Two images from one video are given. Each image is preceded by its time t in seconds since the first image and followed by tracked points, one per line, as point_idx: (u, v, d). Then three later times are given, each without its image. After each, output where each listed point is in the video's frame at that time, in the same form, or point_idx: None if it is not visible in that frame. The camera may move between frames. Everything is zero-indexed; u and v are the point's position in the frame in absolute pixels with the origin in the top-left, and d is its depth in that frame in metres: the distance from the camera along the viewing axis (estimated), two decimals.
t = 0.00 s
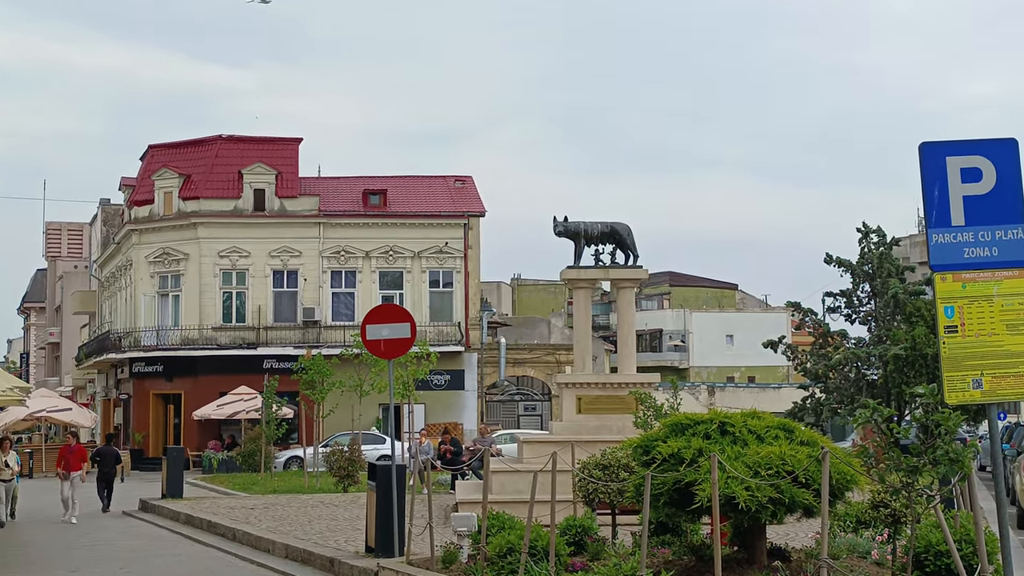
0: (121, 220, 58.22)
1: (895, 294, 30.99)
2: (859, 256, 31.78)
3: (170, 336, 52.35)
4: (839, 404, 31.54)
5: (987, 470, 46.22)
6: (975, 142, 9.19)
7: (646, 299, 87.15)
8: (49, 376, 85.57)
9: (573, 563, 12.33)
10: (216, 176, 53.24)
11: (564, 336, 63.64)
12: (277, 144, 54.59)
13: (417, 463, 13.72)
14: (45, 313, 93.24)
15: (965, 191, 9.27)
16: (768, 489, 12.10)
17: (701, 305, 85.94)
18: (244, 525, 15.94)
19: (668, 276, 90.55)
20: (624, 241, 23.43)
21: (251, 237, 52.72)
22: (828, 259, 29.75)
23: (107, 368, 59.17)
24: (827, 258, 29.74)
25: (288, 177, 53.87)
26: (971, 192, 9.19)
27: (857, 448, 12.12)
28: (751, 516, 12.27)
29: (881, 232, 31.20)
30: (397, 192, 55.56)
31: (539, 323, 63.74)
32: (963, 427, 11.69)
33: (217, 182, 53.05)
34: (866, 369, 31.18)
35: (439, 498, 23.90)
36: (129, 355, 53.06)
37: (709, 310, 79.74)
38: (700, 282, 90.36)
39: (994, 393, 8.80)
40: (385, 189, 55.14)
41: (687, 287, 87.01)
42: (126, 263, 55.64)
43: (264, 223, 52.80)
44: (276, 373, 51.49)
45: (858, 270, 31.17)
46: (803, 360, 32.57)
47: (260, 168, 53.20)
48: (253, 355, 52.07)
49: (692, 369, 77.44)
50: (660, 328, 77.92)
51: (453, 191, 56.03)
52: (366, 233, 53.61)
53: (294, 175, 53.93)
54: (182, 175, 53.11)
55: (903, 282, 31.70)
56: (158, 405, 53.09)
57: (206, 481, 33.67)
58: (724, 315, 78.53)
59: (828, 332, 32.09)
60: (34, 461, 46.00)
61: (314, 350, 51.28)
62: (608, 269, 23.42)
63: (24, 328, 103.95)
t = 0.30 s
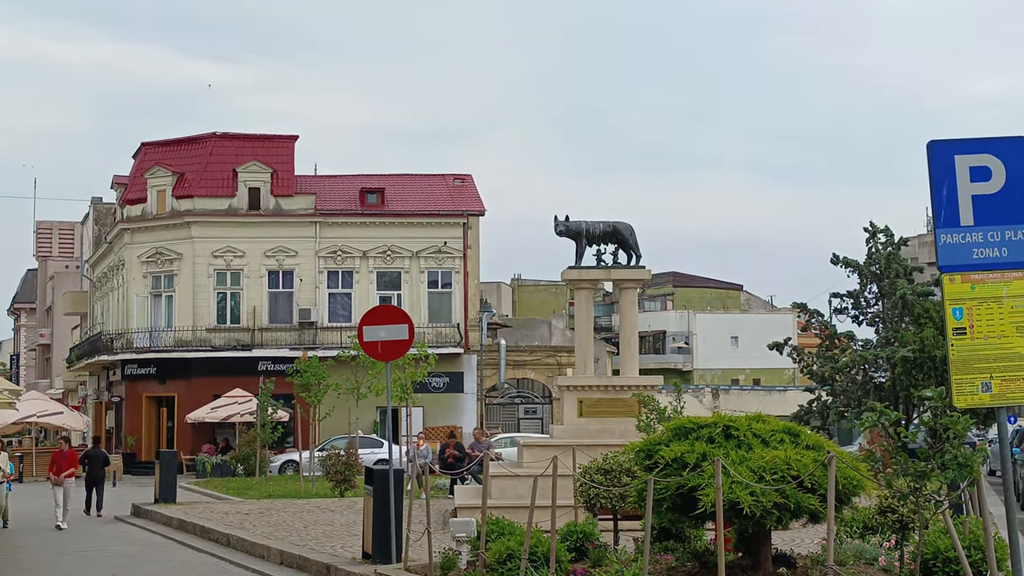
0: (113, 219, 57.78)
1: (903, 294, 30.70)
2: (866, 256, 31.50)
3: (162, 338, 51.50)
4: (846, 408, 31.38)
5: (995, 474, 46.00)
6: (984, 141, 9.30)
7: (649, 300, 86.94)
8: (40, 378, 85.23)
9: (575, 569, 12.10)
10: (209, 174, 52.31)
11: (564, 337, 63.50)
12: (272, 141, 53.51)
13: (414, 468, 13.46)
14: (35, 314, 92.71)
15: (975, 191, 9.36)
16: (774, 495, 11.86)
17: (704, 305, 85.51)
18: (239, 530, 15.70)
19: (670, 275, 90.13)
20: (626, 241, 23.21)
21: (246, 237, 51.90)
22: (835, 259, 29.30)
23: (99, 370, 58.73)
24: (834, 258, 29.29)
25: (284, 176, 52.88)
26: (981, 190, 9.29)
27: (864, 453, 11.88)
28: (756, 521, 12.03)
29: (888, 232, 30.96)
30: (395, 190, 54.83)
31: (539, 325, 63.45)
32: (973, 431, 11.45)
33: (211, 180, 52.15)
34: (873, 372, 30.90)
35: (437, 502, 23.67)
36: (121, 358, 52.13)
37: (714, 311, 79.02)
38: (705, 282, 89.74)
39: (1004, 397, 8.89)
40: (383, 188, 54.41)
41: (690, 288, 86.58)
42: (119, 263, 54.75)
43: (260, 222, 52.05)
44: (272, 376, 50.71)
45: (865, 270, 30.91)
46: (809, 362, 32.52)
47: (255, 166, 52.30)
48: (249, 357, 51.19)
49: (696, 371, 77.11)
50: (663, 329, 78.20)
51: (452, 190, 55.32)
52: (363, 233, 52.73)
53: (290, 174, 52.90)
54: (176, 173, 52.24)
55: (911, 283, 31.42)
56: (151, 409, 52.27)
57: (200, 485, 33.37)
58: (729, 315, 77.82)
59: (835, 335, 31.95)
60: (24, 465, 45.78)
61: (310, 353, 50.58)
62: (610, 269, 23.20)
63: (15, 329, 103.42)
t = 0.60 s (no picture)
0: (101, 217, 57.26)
1: (914, 295, 31.04)
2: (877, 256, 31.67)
3: (151, 339, 50.97)
4: (854, 411, 31.17)
5: (1009, 479, 45.37)
6: (996, 137, 9.26)
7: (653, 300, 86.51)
8: (25, 380, 84.69)
9: None
10: (200, 171, 52.06)
11: (566, 338, 62.85)
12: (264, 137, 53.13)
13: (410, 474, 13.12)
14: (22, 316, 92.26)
15: (986, 188, 9.34)
16: (780, 500, 11.55)
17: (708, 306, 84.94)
18: (230, 537, 15.36)
19: (675, 276, 89.66)
20: (628, 239, 22.89)
21: (237, 235, 51.44)
22: (841, 259, 29.09)
23: (86, 373, 58.23)
24: (841, 258, 29.08)
25: (277, 172, 52.45)
26: (993, 188, 9.27)
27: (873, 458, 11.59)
28: (763, 528, 11.73)
29: (898, 230, 30.92)
30: (390, 187, 54.46)
31: (539, 326, 63.00)
32: (986, 437, 11.23)
33: (201, 177, 51.87)
34: (883, 374, 31.16)
35: (433, 508, 23.35)
36: (108, 360, 51.80)
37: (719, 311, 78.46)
38: (709, 281, 89.18)
39: (1016, 400, 8.94)
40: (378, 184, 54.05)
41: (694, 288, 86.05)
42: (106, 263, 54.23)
43: (252, 220, 51.58)
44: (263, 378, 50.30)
45: (875, 269, 31.25)
46: (817, 364, 32.28)
47: (247, 162, 51.93)
48: (240, 359, 50.79)
49: (700, 373, 76.50)
50: (667, 330, 77.87)
51: (449, 186, 54.93)
52: (358, 232, 52.32)
53: (283, 170, 52.46)
54: (165, 170, 51.90)
55: (921, 282, 31.81)
56: (139, 411, 51.92)
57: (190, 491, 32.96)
58: (734, 316, 77.34)
59: (844, 336, 31.76)
60: (8, 471, 45.41)
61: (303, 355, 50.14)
62: (612, 268, 22.90)
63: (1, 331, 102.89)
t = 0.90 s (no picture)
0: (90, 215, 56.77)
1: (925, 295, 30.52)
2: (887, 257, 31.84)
3: (142, 341, 50.71)
4: (863, 417, 30.75)
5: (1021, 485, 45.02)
6: (1008, 138, 9.99)
7: (657, 302, 86.17)
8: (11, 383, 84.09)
9: None
10: (192, 169, 51.55)
11: (567, 340, 62.41)
12: (259, 134, 52.71)
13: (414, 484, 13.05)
14: (8, 315, 91.68)
15: (999, 187, 10.06)
16: (787, 507, 11.37)
17: (713, 308, 84.63)
18: (223, 544, 15.05)
19: (679, 275, 89.33)
20: (632, 238, 22.55)
21: (229, 234, 51.17)
22: (853, 260, 28.54)
23: (74, 375, 57.77)
24: (852, 258, 28.53)
25: (270, 169, 52.06)
26: (1004, 188, 10.00)
27: (881, 463, 11.30)
28: (769, 536, 11.54)
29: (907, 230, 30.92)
30: (387, 185, 54.08)
31: (540, 328, 62.72)
32: (997, 441, 10.82)
33: (193, 175, 51.36)
34: (893, 378, 30.41)
35: (432, 515, 23.06)
36: (99, 362, 51.62)
37: (724, 314, 78.12)
38: (715, 281, 88.80)
39: None
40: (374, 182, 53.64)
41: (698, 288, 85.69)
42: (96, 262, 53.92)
43: (244, 219, 51.28)
44: (256, 381, 49.97)
45: (885, 268, 31.04)
46: (824, 367, 31.85)
47: (239, 159, 51.49)
48: (233, 361, 50.42)
49: (705, 377, 76.33)
50: (672, 332, 77.23)
51: (447, 183, 54.46)
52: (353, 231, 52.00)
53: (277, 168, 52.06)
54: (157, 168, 51.40)
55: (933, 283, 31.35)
56: (129, 416, 51.74)
57: (182, 497, 32.63)
58: (740, 318, 77.00)
59: (852, 339, 31.50)
60: None
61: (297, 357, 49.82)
62: (615, 269, 22.59)
63: None
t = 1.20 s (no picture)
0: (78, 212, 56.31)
1: (933, 295, 31.33)
2: (895, 255, 32.28)
3: (131, 341, 50.34)
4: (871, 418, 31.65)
5: None
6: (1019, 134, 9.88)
7: (660, 301, 85.90)
8: None
9: None
10: (182, 164, 51.20)
11: (568, 341, 62.26)
12: (251, 128, 52.48)
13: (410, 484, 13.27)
14: None
15: (1011, 185, 9.89)
16: (793, 512, 11.07)
17: (716, 308, 84.31)
18: (214, 550, 14.74)
19: (682, 273, 88.99)
20: (632, 234, 22.29)
21: (221, 232, 50.81)
22: (862, 256, 28.47)
23: (61, 376, 57.41)
24: (861, 255, 28.42)
25: (263, 166, 52.04)
26: (1016, 183, 9.83)
27: (889, 466, 11.00)
28: (775, 541, 11.24)
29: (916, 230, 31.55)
30: (382, 181, 53.78)
31: (540, 328, 62.57)
32: (1009, 444, 10.51)
33: (184, 171, 51.00)
34: (901, 379, 31.49)
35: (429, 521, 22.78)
36: (85, 363, 50.96)
37: (727, 314, 77.83)
38: (717, 279, 88.49)
39: None
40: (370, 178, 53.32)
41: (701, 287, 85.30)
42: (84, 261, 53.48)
43: (237, 216, 50.90)
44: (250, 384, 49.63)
45: (894, 268, 31.70)
46: (832, 368, 32.81)
47: (232, 154, 51.28)
48: (224, 362, 50.13)
49: (709, 378, 75.91)
50: (675, 332, 77.09)
51: (444, 179, 54.12)
52: (349, 228, 51.70)
53: (269, 164, 52.07)
54: (146, 163, 50.94)
55: (943, 282, 31.99)
56: (117, 418, 50.97)
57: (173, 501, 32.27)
58: (744, 318, 76.55)
59: (860, 338, 32.54)
60: None
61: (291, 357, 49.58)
62: (617, 266, 22.34)
63: None
